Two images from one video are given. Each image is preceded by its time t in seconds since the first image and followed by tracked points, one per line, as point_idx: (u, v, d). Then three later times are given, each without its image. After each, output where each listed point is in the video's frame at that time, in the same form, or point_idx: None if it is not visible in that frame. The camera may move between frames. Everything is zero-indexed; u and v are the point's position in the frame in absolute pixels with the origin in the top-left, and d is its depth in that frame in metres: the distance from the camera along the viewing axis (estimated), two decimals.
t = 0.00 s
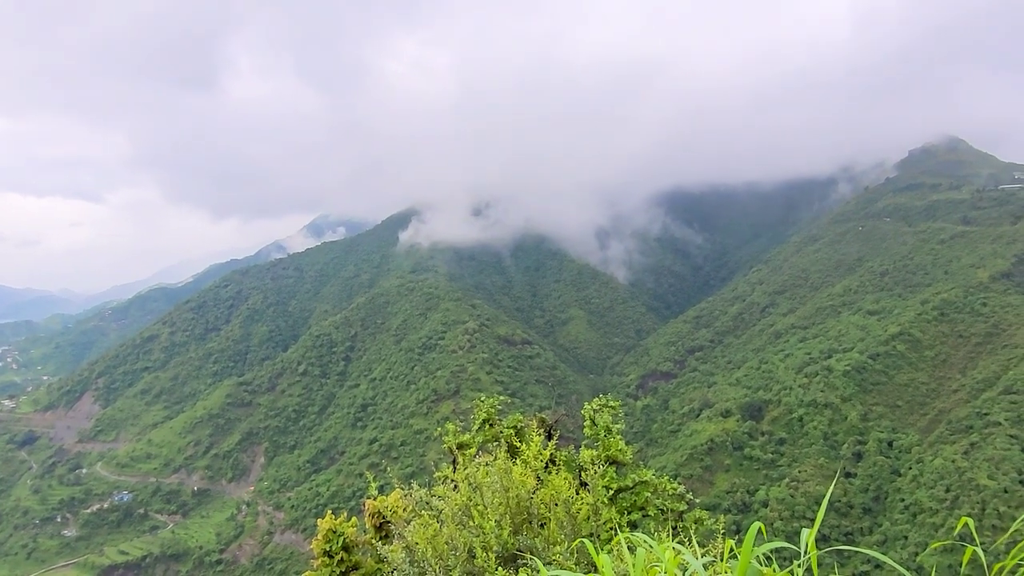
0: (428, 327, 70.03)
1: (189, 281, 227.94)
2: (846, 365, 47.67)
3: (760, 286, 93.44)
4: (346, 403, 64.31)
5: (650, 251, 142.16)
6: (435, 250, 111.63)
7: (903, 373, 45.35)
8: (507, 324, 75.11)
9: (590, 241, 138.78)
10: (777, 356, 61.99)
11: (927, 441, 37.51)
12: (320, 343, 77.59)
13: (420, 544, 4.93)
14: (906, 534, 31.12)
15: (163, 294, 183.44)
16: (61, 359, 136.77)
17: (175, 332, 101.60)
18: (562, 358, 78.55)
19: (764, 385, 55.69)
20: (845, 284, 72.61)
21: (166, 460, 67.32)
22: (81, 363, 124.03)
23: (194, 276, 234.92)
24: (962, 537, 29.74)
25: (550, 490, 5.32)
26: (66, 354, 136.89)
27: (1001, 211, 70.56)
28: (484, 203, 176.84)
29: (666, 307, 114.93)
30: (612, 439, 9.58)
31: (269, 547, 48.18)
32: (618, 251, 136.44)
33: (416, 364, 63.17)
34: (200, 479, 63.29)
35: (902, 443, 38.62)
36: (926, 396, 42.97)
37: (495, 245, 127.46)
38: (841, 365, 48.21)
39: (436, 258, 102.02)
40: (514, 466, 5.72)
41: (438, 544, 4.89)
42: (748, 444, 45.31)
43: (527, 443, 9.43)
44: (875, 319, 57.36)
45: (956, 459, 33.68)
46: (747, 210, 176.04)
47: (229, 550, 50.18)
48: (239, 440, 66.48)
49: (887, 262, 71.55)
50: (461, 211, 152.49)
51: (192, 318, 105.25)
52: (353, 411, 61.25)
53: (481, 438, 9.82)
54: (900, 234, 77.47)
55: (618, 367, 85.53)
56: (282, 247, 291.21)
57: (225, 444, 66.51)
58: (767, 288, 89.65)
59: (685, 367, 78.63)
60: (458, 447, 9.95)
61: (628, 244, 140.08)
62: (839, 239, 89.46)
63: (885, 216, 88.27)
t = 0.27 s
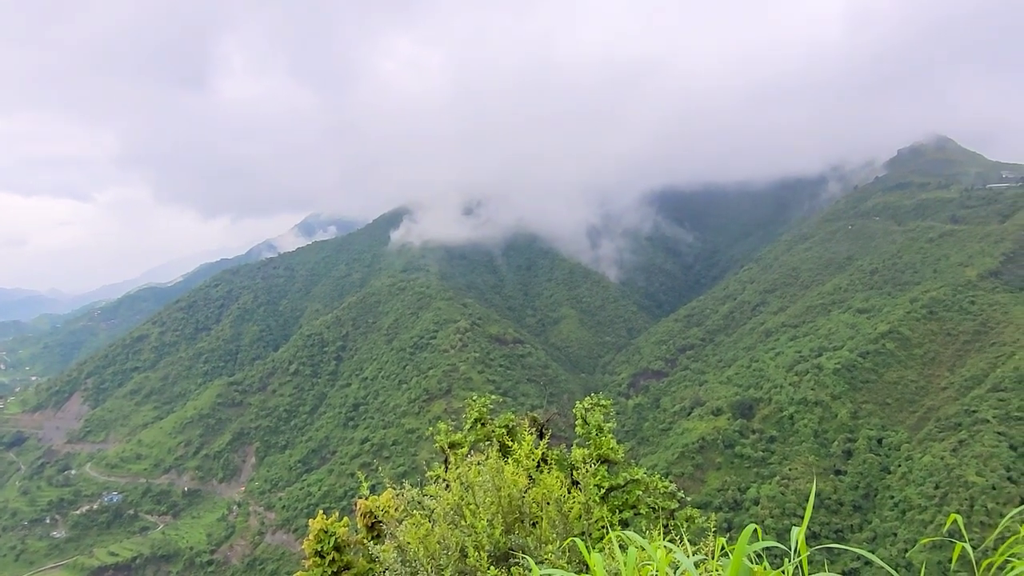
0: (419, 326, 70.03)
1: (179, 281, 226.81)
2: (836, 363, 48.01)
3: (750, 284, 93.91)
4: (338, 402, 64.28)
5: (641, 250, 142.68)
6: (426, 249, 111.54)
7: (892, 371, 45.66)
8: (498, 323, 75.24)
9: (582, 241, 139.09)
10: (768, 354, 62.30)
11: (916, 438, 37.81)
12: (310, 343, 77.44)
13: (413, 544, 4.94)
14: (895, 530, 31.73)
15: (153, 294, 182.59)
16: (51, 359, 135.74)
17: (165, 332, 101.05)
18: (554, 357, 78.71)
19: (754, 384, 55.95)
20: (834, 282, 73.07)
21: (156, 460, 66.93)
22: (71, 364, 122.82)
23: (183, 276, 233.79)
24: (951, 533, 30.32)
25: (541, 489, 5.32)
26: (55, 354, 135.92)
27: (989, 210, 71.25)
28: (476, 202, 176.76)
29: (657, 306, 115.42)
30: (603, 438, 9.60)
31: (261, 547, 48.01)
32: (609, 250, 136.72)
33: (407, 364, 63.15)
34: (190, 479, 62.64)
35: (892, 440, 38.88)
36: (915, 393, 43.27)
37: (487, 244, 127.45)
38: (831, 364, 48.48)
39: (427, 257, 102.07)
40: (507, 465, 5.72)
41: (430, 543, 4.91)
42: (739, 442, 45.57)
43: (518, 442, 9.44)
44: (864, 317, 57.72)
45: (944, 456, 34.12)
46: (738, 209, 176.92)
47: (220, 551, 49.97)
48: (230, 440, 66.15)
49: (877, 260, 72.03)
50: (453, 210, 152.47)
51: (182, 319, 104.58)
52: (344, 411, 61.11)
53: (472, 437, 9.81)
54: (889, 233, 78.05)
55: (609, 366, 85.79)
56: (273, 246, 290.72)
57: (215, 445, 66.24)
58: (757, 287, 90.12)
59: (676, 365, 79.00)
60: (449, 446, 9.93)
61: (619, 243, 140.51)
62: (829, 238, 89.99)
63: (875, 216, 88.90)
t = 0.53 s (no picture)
0: (411, 326, 69.97)
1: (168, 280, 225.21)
2: (826, 361, 48.30)
3: (741, 284, 94.35)
4: (329, 402, 64.18)
5: (632, 249, 143.14)
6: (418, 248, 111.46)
7: (882, 370, 45.95)
8: (490, 322, 75.30)
9: (574, 240, 139.37)
10: (758, 353, 62.62)
11: (905, 436, 38.07)
12: (302, 343, 77.24)
13: (404, 544, 4.92)
14: (885, 527, 31.82)
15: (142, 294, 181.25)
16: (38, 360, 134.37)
17: (154, 332, 100.40)
18: (546, 356, 78.93)
19: (745, 382, 56.22)
20: (824, 281, 73.54)
21: (146, 461, 66.50)
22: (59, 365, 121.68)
23: (172, 275, 232.06)
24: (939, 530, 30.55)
25: (533, 488, 5.33)
26: (43, 354, 134.58)
27: (976, 209, 71.93)
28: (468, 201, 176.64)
29: (648, 305, 115.84)
30: (595, 437, 9.63)
31: (252, 548, 47.84)
32: (601, 249, 136.95)
33: (399, 363, 63.10)
34: (180, 480, 62.72)
35: (882, 438, 39.15)
36: (904, 391, 43.55)
37: (479, 243, 127.46)
38: (821, 362, 48.76)
39: (419, 256, 102.02)
40: (498, 464, 5.71)
41: (421, 543, 4.89)
42: (730, 441, 45.81)
43: (510, 441, 9.45)
44: (854, 316, 58.07)
45: (933, 453, 34.33)
46: (728, 209, 177.87)
47: (211, 552, 49.79)
48: (220, 441, 66.27)
49: (866, 259, 72.53)
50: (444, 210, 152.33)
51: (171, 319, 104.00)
52: (336, 411, 61.01)
53: (464, 437, 9.80)
54: (877, 232, 78.63)
55: (601, 365, 86.00)
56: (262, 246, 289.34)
57: (206, 445, 65.96)
58: (748, 286, 90.56)
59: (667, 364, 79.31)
60: (441, 446, 9.94)
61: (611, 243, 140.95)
62: (819, 237, 90.50)
63: (864, 215, 89.52)
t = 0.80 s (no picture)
0: (403, 326, 69.92)
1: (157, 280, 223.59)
2: (817, 359, 48.64)
3: (732, 282, 94.82)
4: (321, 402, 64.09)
5: (624, 248, 143.57)
6: (409, 248, 111.27)
7: (872, 367, 46.28)
8: (482, 322, 75.37)
9: (566, 239, 139.64)
10: (749, 351, 62.98)
11: (895, 433, 38.34)
12: (293, 343, 77.00)
13: (397, 544, 4.89)
14: (875, 525, 32.17)
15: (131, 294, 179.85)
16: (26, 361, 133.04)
17: (144, 333, 99.76)
18: (538, 356, 79.09)
19: (736, 380, 56.51)
20: (814, 280, 73.95)
21: (136, 463, 66.07)
22: (47, 365, 120.48)
23: (161, 275, 230.45)
24: (928, 527, 30.92)
25: (525, 488, 5.33)
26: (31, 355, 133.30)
27: (964, 209, 72.59)
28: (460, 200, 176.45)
29: (640, 304, 116.24)
30: (587, 435, 9.64)
31: (243, 549, 47.75)
32: (592, 248, 137.30)
33: (390, 363, 63.09)
34: (171, 481, 62.42)
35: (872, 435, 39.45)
36: (894, 389, 43.85)
37: (470, 243, 127.41)
38: (812, 360, 49.03)
39: (410, 256, 101.89)
40: (490, 464, 5.70)
41: (414, 543, 4.87)
42: (721, 439, 46.01)
43: (502, 440, 9.43)
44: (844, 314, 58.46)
45: (922, 450, 34.63)
46: (719, 208, 178.78)
47: (202, 553, 49.52)
48: (211, 442, 66.03)
49: (856, 258, 73.02)
50: (436, 209, 152.20)
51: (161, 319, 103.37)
52: (328, 411, 60.94)
53: (456, 435, 9.77)
54: (867, 232, 79.18)
55: (593, 364, 86.22)
56: (252, 245, 287.88)
57: (196, 446, 65.74)
58: (739, 285, 91.05)
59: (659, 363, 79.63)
60: (433, 445, 9.94)
61: (602, 242, 141.38)
62: (809, 236, 91.03)
63: (854, 213, 90.07)
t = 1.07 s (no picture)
0: (393, 325, 69.84)
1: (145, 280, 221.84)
2: (806, 358, 48.93)
3: (722, 281, 95.17)
4: (312, 402, 63.97)
5: (614, 247, 144.03)
6: (400, 247, 111.11)
7: (861, 365, 46.59)
8: (473, 321, 75.40)
9: (556, 238, 139.90)
10: (739, 350, 63.32)
11: (884, 430, 38.61)
12: (283, 343, 76.77)
13: (388, 544, 4.88)
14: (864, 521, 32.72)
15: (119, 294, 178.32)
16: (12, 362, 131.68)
17: (133, 333, 99.08)
18: (529, 355, 79.17)
19: (727, 378, 56.78)
20: (804, 278, 74.35)
21: (125, 464, 65.57)
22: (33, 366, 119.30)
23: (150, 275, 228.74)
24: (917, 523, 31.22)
25: (517, 487, 5.34)
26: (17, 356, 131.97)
27: (951, 208, 73.24)
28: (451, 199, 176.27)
29: (631, 303, 116.66)
30: (578, 434, 9.66)
31: (233, 550, 47.56)
32: (583, 247, 137.51)
33: (381, 363, 63.03)
34: (160, 482, 62.11)
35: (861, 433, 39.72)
36: (882, 386, 44.14)
37: (461, 242, 127.41)
38: (801, 358, 49.33)
39: (401, 255, 101.71)
40: (481, 463, 5.70)
41: (405, 544, 4.87)
42: (712, 437, 46.14)
43: (494, 440, 9.42)
44: (834, 312, 58.84)
45: (911, 447, 34.95)
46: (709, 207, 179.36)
47: (191, 554, 49.24)
48: (201, 442, 65.75)
49: (845, 256, 73.45)
50: (426, 208, 152.00)
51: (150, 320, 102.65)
52: (319, 411, 60.82)
53: (447, 435, 9.74)
54: (856, 230, 79.68)
55: (584, 363, 86.47)
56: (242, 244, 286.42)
57: (186, 446, 65.43)
58: (729, 283, 91.48)
59: (649, 362, 79.88)
60: (424, 445, 9.91)
61: (593, 241, 141.81)
62: (799, 235, 91.55)
63: (843, 212, 90.60)
